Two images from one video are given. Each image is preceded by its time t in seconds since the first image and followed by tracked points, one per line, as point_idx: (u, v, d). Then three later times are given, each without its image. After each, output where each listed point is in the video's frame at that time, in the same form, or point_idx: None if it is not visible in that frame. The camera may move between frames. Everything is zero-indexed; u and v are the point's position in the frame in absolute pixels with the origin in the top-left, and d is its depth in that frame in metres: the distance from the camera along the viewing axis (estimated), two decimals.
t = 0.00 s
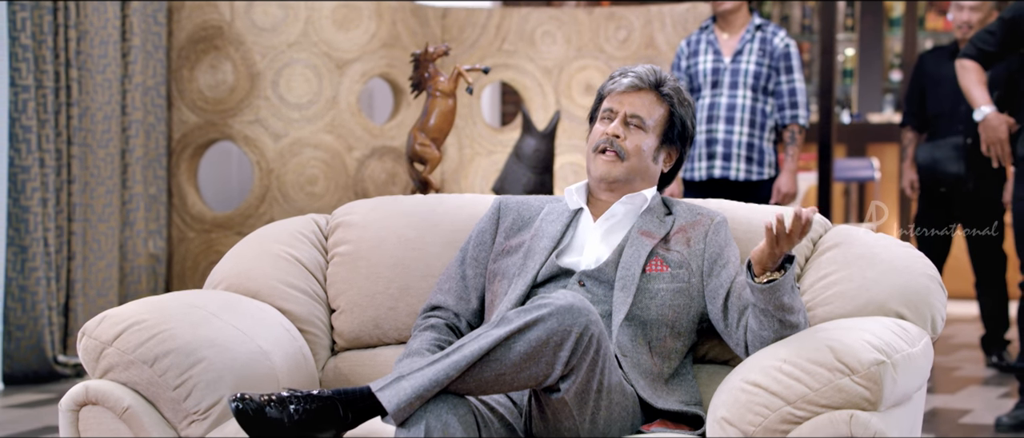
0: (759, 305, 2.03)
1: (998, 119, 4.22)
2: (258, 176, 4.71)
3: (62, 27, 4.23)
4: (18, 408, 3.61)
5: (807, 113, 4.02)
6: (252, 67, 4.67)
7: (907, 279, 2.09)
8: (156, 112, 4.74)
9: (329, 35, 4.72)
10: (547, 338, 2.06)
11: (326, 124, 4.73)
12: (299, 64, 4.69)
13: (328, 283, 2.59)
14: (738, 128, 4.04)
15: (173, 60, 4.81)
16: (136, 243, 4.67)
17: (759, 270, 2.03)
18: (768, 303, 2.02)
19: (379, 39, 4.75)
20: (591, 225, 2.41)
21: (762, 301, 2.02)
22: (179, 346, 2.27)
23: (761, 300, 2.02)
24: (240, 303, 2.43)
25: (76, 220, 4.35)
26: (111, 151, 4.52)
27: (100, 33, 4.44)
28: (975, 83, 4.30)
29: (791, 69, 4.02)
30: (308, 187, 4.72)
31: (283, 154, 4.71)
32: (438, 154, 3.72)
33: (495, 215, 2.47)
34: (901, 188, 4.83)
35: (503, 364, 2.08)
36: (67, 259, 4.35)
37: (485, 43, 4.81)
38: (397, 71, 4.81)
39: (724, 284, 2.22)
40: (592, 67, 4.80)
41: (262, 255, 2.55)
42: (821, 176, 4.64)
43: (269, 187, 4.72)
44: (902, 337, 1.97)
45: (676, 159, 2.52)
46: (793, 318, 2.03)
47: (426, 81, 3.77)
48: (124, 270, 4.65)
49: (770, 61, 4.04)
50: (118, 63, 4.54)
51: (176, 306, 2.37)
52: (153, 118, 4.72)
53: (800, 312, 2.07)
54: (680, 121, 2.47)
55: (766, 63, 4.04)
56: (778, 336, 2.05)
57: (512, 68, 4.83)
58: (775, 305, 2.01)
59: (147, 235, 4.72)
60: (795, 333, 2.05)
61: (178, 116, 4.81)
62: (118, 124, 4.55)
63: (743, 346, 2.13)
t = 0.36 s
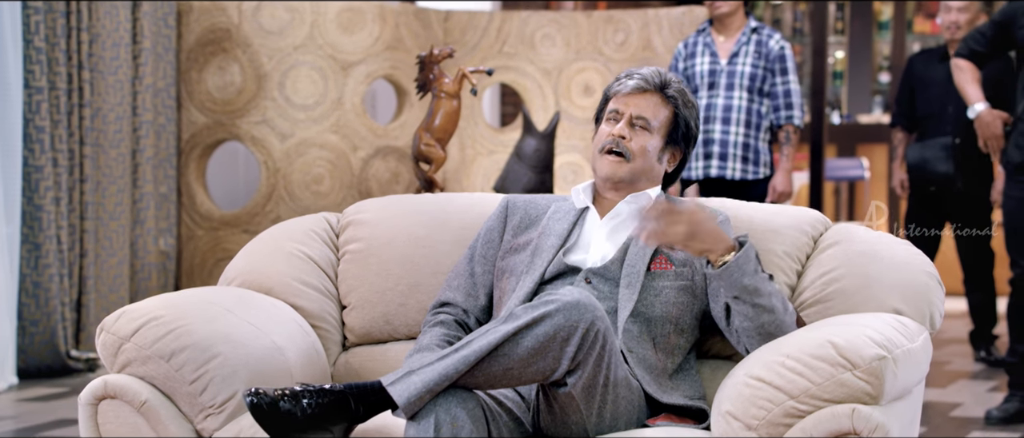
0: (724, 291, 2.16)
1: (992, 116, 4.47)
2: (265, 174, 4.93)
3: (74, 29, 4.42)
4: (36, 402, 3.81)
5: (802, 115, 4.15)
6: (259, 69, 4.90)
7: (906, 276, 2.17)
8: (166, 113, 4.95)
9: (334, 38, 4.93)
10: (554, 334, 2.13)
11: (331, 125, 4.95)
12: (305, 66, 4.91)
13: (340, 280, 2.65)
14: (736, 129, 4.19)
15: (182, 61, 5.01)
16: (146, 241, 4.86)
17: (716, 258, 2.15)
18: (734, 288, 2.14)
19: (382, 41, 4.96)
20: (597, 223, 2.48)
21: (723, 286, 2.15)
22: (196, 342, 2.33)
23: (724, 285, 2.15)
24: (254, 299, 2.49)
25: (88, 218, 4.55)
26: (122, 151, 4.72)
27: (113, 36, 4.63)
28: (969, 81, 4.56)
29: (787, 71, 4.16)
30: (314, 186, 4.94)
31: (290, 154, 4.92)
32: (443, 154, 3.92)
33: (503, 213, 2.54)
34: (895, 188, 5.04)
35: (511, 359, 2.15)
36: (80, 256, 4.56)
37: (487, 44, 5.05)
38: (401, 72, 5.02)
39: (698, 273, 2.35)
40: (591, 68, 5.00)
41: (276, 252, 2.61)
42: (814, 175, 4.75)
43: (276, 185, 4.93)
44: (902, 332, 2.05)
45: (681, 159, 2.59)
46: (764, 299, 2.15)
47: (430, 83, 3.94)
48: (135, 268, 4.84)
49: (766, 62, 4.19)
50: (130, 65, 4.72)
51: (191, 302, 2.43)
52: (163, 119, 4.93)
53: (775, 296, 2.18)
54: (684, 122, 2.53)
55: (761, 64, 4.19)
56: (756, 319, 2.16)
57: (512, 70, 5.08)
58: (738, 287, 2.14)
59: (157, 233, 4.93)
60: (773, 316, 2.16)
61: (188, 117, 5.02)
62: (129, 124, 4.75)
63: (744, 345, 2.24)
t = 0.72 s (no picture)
0: (731, 289, 2.20)
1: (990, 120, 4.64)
2: (272, 174, 5.06)
3: (87, 33, 4.67)
4: (51, 394, 4.04)
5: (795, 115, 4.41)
6: (267, 71, 5.02)
7: (905, 273, 2.25)
8: (176, 114, 5.15)
9: (339, 41, 5.01)
10: (562, 328, 2.20)
11: (336, 125, 5.04)
12: (311, 68, 5.02)
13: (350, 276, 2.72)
14: (731, 129, 4.44)
15: (190, 63, 5.20)
16: (156, 237, 5.08)
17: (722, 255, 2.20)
18: (740, 285, 2.19)
19: (386, 44, 5.02)
20: (603, 222, 2.55)
21: (730, 282, 2.20)
22: (211, 337, 2.38)
23: (730, 282, 2.19)
24: (267, 295, 2.55)
25: (99, 216, 4.79)
26: (133, 150, 4.96)
27: (124, 40, 4.87)
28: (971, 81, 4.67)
29: (781, 73, 4.42)
30: (319, 184, 5.04)
31: (296, 154, 5.04)
32: (447, 154, 4.00)
33: (511, 211, 2.61)
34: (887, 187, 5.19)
35: (521, 353, 2.21)
36: (91, 253, 4.80)
37: (488, 46, 5.15)
38: (403, 75, 5.08)
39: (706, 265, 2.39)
40: (589, 70, 5.12)
41: (288, 249, 2.67)
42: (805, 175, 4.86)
43: (282, 184, 5.05)
44: (902, 328, 2.12)
45: (685, 159, 2.68)
46: (768, 295, 2.20)
47: (435, 84, 4.03)
48: (145, 264, 5.07)
49: (760, 65, 4.44)
50: (140, 66, 4.96)
51: (206, 298, 2.48)
52: (173, 120, 5.13)
53: (779, 293, 2.23)
54: (688, 123, 2.62)
55: (756, 67, 4.44)
56: (760, 316, 2.22)
57: (512, 72, 5.18)
58: (743, 284, 2.18)
59: (167, 230, 5.15)
60: (776, 313, 2.22)
61: (195, 117, 5.20)
62: (140, 125, 4.98)
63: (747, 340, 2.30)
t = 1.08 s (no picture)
0: (731, 288, 2.27)
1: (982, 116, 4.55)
2: (272, 171, 5.30)
3: (89, 32, 4.93)
4: (56, 389, 4.24)
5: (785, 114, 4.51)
6: (266, 71, 5.27)
7: (899, 268, 2.31)
8: (177, 112, 5.43)
9: (338, 41, 5.27)
10: (565, 324, 2.25)
11: (335, 124, 5.29)
12: (310, 68, 5.27)
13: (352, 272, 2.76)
14: (723, 127, 4.54)
15: (192, 63, 5.48)
16: (157, 234, 5.39)
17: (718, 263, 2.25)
18: (740, 286, 2.25)
19: (384, 44, 5.28)
20: (603, 218, 2.62)
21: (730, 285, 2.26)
22: (218, 332, 2.42)
23: (732, 283, 2.26)
24: (273, 290, 2.59)
25: (103, 213, 5.06)
26: (135, 149, 5.25)
27: (126, 40, 5.15)
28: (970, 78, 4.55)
29: (772, 72, 4.53)
30: (317, 182, 5.29)
31: (295, 152, 5.28)
32: (446, 151, 4.05)
33: (512, 208, 2.67)
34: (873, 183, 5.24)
35: (524, 348, 2.26)
36: (95, 249, 5.06)
37: (485, 46, 5.37)
38: (401, 73, 5.34)
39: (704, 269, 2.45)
40: (584, 69, 5.38)
41: (293, 245, 2.71)
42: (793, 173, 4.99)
43: (282, 182, 5.30)
44: (897, 323, 2.19)
45: (683, 156, 2.75)
46: (762, 297, 2.27)
47: (434, 83, 4.08)
48: (148, 259, 5.38)
49: (752, 65, 4.55)
50: (142, 66, 5.25)
51: (213, 293, 2.52)
52: (174, 119, 5.41)
53: (773, 290, 2.30)
54: (687, 121, 2.69)
55: (748, 67, 4.55)
56: (757, 315, 2.28)
57: (507, 71, 5.40)
58: (743, 286, 2.25)
59: (169, 227, 5.45)
60: (772, 310, 2.28)
61: (197, 116, 5.49)
62: (142, 124, 5.28)
63: (743, 335, 2.35)
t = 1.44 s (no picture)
0: (729, 274, 2.32)
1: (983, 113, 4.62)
2: (275, 170, 5.45)
3: (95, 35, 5.09)
4: (64, 382, 4.40)
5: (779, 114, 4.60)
6: (268, 71, 5.41)
7: (893, 266, 2.38)
8: (181, 112, 5.61)
9: (339, 42, 5.41)
10: (567, 320, 2.30)
11: (336, 124, 5.44)
12: (312, 68, 5.40)
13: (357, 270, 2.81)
14: (718, 127, 4.67)
15: (196, 64, 5.67)
16: (162, 232, 5.56)
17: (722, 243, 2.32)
18: (739, 272, 2.31)
19: (384, 45, 5.43)
20: (604, 217, 2.69)
21: (729, 269, 2.31)
22: (226, 328, 2.47)
23: (730, 269, 2.31)
24: (280, 287, 2.64)
25: (109, 211, 5.21)
26: (140, 148, 5.42)
27: (131, 41, 5.34)
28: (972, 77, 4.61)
29: (764, 74, 4.63)
30: (319, 180, 5.43)
31: (297, 151, 5.43)
32: (446, 151, 4.20)
33: (515, 207, 2.74)
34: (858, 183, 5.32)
35: (527, 344, 2.31)
36: (101, 247, 5.22)
37: (483, 47, 5.56)
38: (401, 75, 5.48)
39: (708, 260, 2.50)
40: (581, 70, 5.55)
41: (298, 243, 2.76)
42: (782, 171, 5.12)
43: (284, 181, 5.44)
44: (892, 319, 2.26)
45: (684, 160, 2.84)
46: (762, 286, 2.32)
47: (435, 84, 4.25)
48: (152, 257, 5.55)
49: (745, 66, 4.66)
50: (147, 67, 5.42)
51: (220, 290, 2.57)
52: (179, 118, 5.60)
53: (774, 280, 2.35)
54: (691, 124, 2.79)
55: (741, 68, 4.66)
56: (758, 303, 2.33)
57: (507, 72, 5.59)
58: (741, 271, 2.30)
59: (174, 225, 5.63)
60: (771, 301, 2.34)
61: (201, 116, 5.66)
62: (146, 124, 5.45)
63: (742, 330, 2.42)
